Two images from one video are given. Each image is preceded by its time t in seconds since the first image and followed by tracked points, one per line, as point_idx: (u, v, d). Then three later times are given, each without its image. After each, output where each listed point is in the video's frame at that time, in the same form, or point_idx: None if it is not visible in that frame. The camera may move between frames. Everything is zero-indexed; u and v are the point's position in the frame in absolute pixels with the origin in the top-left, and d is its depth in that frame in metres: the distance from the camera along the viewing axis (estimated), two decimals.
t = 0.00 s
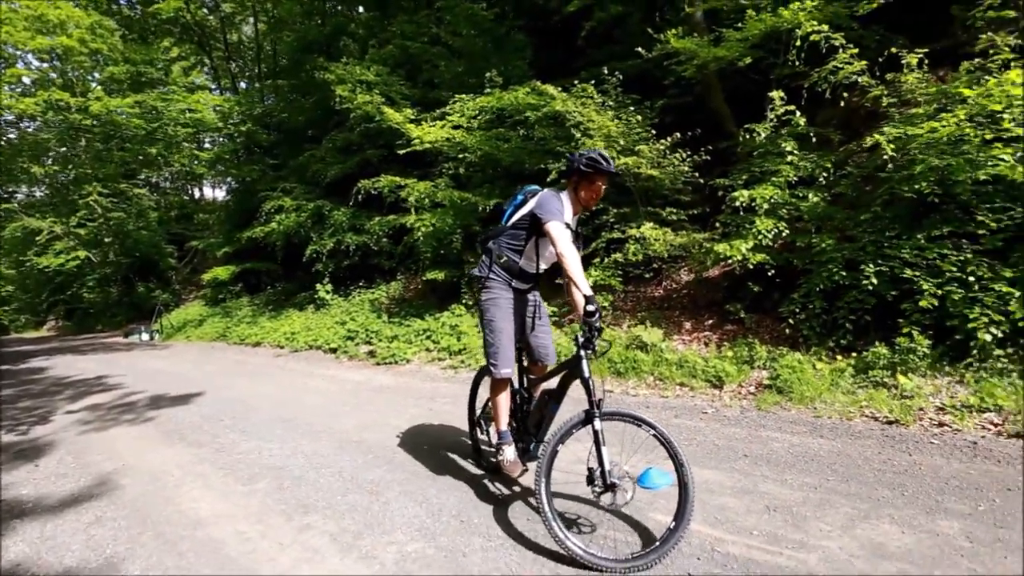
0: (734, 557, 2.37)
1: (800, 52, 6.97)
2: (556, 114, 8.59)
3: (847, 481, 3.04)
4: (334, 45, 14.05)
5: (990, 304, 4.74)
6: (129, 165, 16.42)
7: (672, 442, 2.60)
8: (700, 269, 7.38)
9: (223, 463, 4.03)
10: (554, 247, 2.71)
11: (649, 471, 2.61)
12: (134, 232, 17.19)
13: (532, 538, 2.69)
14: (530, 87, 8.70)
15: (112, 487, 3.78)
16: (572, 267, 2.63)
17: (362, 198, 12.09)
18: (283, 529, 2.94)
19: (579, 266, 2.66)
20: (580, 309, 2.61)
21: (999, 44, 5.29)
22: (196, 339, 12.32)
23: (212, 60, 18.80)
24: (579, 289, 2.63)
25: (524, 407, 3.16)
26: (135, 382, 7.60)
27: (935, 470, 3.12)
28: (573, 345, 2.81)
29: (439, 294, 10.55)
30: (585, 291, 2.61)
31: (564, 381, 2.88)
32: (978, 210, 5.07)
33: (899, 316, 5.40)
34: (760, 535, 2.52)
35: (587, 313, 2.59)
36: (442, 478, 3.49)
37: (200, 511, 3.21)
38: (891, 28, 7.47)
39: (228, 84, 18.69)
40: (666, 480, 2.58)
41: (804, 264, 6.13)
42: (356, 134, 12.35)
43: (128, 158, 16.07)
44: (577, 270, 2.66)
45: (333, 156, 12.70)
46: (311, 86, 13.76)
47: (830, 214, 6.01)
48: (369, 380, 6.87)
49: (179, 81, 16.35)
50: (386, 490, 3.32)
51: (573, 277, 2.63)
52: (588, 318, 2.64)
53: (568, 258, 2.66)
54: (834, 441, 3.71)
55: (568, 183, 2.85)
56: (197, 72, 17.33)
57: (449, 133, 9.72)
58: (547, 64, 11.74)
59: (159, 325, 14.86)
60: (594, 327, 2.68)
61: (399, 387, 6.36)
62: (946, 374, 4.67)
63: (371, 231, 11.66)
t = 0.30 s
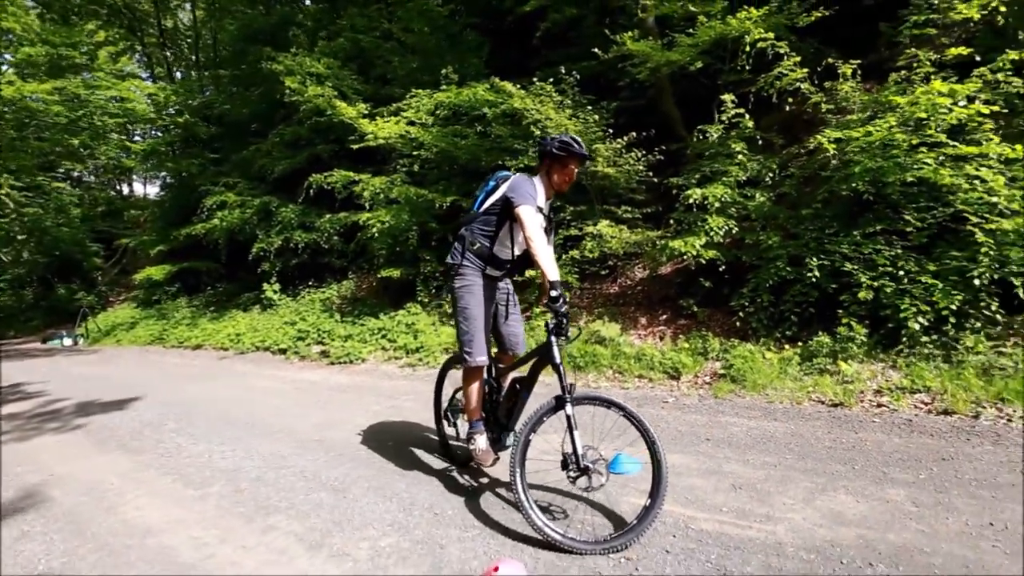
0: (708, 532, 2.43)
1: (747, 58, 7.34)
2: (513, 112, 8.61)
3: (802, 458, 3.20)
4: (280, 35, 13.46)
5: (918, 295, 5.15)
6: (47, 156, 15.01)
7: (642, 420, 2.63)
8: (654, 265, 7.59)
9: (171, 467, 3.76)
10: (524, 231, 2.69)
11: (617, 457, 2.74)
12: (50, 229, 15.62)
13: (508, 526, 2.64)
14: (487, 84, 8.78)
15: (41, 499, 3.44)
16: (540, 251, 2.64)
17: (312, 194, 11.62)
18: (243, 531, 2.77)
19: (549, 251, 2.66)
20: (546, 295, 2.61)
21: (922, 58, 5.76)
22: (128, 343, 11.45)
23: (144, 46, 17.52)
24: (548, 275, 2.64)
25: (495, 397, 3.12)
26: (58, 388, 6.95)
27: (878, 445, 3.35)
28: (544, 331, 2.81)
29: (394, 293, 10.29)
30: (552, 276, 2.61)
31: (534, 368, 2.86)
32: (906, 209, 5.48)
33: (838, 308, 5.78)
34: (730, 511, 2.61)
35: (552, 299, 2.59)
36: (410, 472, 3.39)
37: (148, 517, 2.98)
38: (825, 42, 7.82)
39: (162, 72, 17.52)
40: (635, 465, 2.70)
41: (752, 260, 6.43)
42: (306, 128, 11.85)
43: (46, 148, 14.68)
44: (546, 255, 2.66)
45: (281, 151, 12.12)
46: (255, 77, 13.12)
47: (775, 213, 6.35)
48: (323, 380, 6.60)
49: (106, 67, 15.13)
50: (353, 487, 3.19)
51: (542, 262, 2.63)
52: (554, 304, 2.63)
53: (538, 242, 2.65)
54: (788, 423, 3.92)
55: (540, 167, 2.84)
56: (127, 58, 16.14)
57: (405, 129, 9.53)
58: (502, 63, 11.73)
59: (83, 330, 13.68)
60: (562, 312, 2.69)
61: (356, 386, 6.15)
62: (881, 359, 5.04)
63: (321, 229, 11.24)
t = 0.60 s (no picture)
0: (689, 513, 2.46)
1: (711, 59, 7.53)
2: (482, 109, 8.58)
3: (772, 442, 3.31)
4: (238, 25, 12.93)
5: (872, 287, 5.42)
6: None
7: (623, 403, 2.64)
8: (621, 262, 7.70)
9: (126, 470, 3.54)
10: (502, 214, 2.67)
11: (596, 443, 2.74)
12: None
13: (489, 515, 2.61)
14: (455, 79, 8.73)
15: None
16: (517, 233, 2.61)
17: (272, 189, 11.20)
18: (211, 531, 2.64)
19: (525, 234, 2.64)
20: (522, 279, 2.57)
21: (872, 64, 6.07)
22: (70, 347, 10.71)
23: (86, 32, 16.46)
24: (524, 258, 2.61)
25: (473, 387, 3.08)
26: None
27: (840, 428, 3.49)
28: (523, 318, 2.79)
29: (360, 291, 10.05)
30: (527, 259, 2.58)
31: (512, 356, 2.84)
32: (860, 206, 5.75)
33: (798, 301, 6.01)
34: (708, 493, 2.66)
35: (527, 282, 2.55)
36: (385, 466, 3.30)
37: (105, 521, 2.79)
38: (783, 47, 8.08)
39: (106, 61, 16.50)
40: (613, 450, 2.70)
41: (717, 256, 6.60)
42: (266, 122, 11.42)
43: None
44: (522, 237, 2.63)
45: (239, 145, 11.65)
46: (211, 68, 12.55)
47: (738, 210, 6.55)
48: (287, 379, 6.36)
49: (44, 52, 14.10)
50: (326, 483, 3.09)
51: (518, 245, 2.61)
52: (530, 287, 2.59)
53: (515, 225, 2.63)
54: (756, 410, 4.04)
55: (520, 150, 2.81)
56: (67, 44, 15.11)
57: (371, 123, 9.33)
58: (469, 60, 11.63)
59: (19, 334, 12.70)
60: (540, 297, 2.65)
61: (323, 384, 5.96)
62: (838, 349, 5.27)
63: (281, 225, 10.87)
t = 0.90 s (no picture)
0: (670, 493, 2.50)
1: (675, 59, 7.70)
2: (449, 104, 8.50)
3: (743, 425, 3.40)
4: (189, 13, 12.32)
5: (827, 279, 5.69)
6: None
7: (602, 384, 2.64)
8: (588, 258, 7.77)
9: (75, 474, 3.29)
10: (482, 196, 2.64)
11: (575, 429, 2.75)
12: None
13: (470, 501, 2.56)
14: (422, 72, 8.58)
15: None
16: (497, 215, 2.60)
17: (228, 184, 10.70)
18: (174, 530, 2.49)
19: (506, 216, 2.64)
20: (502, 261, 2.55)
21: (824, 69, 6.38)
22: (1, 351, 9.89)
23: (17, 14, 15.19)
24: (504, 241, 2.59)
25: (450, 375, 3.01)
26: None
27: (804, 410, 3.63)
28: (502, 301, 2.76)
29: (322, 288, 9.75)
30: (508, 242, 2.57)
31: (490, 341, 2.81)
32: (816, 202, 6.01)
33: (759, 293, 6.22)
34: (686, 473, 2.71)
35: (509, 264, 2.53)
36: (359, 459, 3.19)
37: (53, 525, 2.58)
38: (741, 52, 8.34)
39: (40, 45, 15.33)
40: (591, 438, 2.73)
41: (681, 251, 6.75)
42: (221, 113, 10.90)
43: None
44: (502, 220, 2.62)
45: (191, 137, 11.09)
46: (160, 56, 11.90)
47: (701, 206, 6.71)
48: (247, 378, 6.08)
49: None
50: (297, 477, 2.96)
51: (498, 226, 2.61)
52: (510, 269, 2.57)
53: (495, 206, 2.61)
54: (724, 396, 4.16)
55: (500, 133, 2.80)
56: None
57: (334, 116, 9.06)
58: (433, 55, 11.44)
59: None
60: (519, 280, 2.63)
61: (286, 382, 5.72)
62: (797, 339, 5.50)
63: (238, 221, 10.41)
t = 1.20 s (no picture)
0: (654, 482, 2.54)
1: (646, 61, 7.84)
2: (421, 100, 8.39)
3: (719, 415, 3.49)
4: None
5: (792, 275, 5.92)
6: None
7: (586, 375, 2.65)
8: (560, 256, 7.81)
9: (27, 481, 3.08)
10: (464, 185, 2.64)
11: (559, 422, 2.75)
12: None
13: (454, 496, 2.53)
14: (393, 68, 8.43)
15: None
16: (479, 205, 2.60)
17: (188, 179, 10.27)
18: (142, 535, 2.36)
19: (488, 207, 2.62)
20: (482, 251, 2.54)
21: (787, 74, 6.61)
22: None
23: None
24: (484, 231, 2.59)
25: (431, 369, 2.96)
26: None
27: (775, 401, 3.74)
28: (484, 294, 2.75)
29: (289, 287, 9.49)
30: (489, 233, 2.56)
31: (472, 334, 2.80)
32: (781, 202, 6.22)
33: (728, 290, 6.41)
34: (667, 463, 2.75)
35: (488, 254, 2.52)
36: (336, 457, 3.11)
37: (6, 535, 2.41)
38: (707, 56, 8.57)
39: None
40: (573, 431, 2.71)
41: (652, 249, 6.88)
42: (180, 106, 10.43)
43: None
44: (484, 209, 2.62)
45: (147, 130, 10.59)
46: (112, 44, 11.29)
47: (671, 205, 6.85)
48: (212, 379, 5.83)
49: None
50: (273, 477, 2.86)
51: (480, 216, 2.59)
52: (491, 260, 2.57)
53: (477, 195, 2.62)
54: (698, 389, 4.26)
55: (486, 123, 2.82)
56: None
57: (301, 111, 8.82)
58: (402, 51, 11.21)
59: None
60: (500, 272, 2.64)
61: (253, 383, 5.51)
62: (764, 334, 5.69)
63: (199, 218, 10.00)
